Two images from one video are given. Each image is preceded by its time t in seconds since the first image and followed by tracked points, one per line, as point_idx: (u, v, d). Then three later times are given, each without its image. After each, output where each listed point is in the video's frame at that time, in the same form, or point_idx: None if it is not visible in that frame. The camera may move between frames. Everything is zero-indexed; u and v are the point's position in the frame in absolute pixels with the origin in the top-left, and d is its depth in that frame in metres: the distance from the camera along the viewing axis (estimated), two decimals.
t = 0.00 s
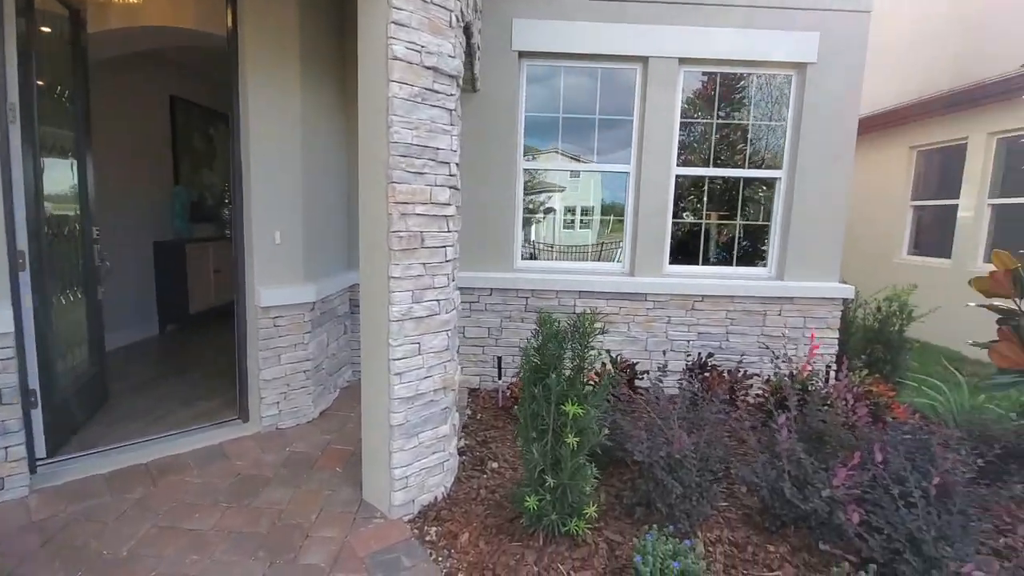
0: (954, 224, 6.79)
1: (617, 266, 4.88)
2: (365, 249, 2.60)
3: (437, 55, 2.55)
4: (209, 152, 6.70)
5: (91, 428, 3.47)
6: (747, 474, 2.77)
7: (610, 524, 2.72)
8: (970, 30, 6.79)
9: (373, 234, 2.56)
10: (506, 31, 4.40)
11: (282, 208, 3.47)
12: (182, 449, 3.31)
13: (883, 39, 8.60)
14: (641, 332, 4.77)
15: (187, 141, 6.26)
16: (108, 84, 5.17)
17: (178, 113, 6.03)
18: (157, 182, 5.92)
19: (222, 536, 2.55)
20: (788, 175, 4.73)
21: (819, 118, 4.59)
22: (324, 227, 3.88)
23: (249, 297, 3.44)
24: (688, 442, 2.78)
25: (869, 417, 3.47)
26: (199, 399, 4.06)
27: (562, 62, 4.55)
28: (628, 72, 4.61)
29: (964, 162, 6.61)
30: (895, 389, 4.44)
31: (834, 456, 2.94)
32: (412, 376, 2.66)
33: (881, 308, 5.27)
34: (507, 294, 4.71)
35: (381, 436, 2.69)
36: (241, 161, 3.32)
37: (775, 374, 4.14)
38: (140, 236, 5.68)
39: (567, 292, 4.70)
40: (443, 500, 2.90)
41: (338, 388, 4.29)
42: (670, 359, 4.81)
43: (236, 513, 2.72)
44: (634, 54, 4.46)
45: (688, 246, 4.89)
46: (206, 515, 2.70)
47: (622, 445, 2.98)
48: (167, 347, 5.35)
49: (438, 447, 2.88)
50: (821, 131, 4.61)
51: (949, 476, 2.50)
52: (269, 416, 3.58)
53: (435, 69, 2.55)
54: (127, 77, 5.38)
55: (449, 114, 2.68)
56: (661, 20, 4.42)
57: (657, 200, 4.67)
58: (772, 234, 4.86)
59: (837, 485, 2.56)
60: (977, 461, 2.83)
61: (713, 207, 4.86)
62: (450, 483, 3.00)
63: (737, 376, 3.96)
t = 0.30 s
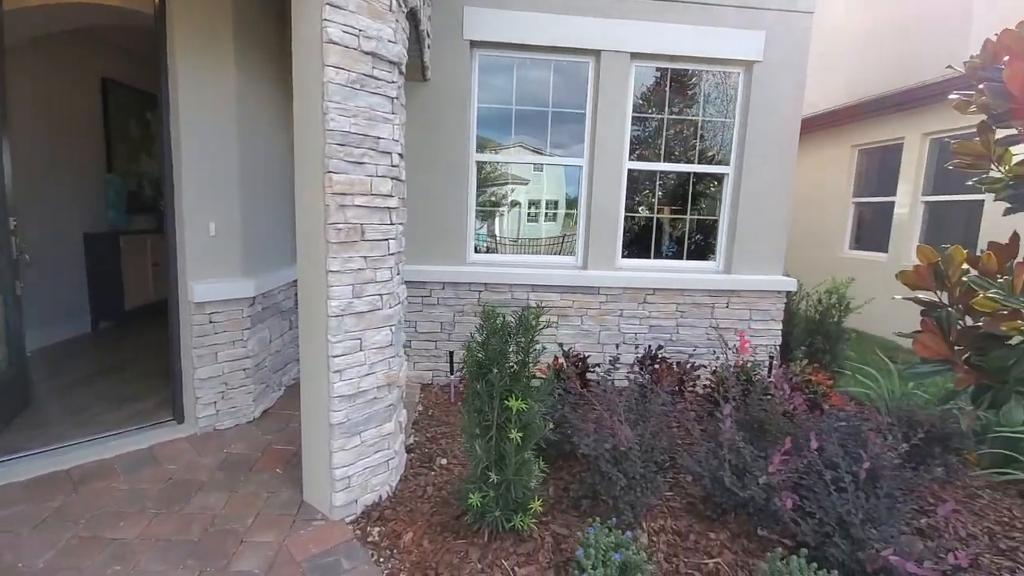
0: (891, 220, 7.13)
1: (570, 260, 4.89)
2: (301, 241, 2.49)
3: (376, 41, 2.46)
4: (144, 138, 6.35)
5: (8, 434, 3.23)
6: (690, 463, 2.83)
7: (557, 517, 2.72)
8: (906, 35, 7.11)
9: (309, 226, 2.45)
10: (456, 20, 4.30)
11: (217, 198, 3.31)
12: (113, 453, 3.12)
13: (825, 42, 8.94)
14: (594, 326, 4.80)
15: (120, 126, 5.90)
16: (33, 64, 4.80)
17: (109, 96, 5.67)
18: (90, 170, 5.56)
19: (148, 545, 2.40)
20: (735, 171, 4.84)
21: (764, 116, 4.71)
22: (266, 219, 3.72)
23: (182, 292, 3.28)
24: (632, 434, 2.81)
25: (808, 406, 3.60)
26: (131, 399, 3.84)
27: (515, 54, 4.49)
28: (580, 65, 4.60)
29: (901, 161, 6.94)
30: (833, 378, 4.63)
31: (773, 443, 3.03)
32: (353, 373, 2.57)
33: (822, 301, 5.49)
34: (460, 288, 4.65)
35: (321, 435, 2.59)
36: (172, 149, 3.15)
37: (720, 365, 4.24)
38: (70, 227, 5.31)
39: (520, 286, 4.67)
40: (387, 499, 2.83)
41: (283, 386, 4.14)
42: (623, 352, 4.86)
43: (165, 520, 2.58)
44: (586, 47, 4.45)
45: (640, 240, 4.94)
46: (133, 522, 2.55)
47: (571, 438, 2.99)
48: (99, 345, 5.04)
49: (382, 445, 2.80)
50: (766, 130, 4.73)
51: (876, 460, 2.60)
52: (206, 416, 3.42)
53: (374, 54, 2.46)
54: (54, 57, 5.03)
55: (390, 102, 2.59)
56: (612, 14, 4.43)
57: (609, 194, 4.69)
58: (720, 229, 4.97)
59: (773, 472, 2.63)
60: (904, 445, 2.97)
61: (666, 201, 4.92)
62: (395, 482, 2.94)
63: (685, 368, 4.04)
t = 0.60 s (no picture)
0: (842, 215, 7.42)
1: (532, 253, 4.89)
2: (249, 233, 2.40)
3: (325, 26, 2.38)
4: (86, 124, 6.01)
5: None
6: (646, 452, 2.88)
7: (516, 509, 2.72)
8: (856, 37, 7.36)
9: (256, 216, 2.36)
10: (416, 8, 4.22)
11: (162, 190, 3.17)
12: (62, 452, 2.99)
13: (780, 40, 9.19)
14: (556, 318, 4.82)
15: (61, 111, 5.56)
16: None
17: (49, 80, 5.32)
18: (28, 158, 5.22)
19: (87, 551, 2.29)
20: (693, 165, 4.93)
21: (720, 112, 4.81)
22: (217, 210, 3.57)
23: (125, 287, 3.13)
24: (591, 425, 2.84)
25: (760, 394, 3.72)
26: (72, 399, 3.65)
27: (475, 44, 4.44)
28: (541, 58, 4.58)
29: (851, 158, 7.21)
30: (785, 367, 4.79)
31: (727, 431, 3.12)
32: (306, 369, 2.50)
33: (775, 292, 5.67)
34: (421, 282, 4.59)
35: (272, 433, 2.52)
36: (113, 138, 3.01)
37: (678, 355, 4.33)
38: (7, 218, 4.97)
39: (481, 280, 4.65)
40: (343, 497, 2.78)
41: (235, 384, 4.00)
42: (585, 343, 4.91)
43: (106, 525, 2.46)
44: (546, 39, 4.43)
45: (602, 233, 4.98)
46: (71, 528, 2.42)
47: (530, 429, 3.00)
48: (38, 343, 4.77)
49: (338, 442, 2.75)
50: (722, 126, 4.83)
51: (822, 446, 2.70)
52: (152, 415, 3.28)
53: (323, 40, 2.38)
54: None
55: (341, 90, 2.52)
56: (574, 7, 4.43)
57: (570, 187, 4.70)
58: (679, 222, 5.06)
59: (725, 459, 2.70)
60: (848, 430, 3.10)
61: (627, 195, 4.97)
62: (351, 479, 2.88)
63: (645, 359, 4.11)
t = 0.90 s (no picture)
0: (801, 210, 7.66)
1: (501, 246, 4.88)
2: (204, 227, 2.32)
3: (282, 13, 2.30)
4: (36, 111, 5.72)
5: None
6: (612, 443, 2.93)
7: (483, 503, 2.73)
8: (815, 36, 7.58)
9: (211, 210, 2.28)
10: None
11: (113, 182, 3.03)
12: (28, 451, 2.91)
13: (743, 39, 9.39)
14: (525, 312, 4.84)
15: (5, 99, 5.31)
16: None
17: None
18: None
19: (36, 558, 2.19)
20: (659, 160, 5.00)
21: (684, 107, 4.88)
22: (171, 205, 3.44)
23: (73, 283, 2.99)
24: (557, 418, 2.87)
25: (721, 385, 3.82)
26: (18, 401, 3.47)
27: (441, 35, 4.38)
28: (509, 51, 4.55)
29: (810, 154, 7.43)
30: (747, 357, 4.93)
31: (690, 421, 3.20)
32: (266, 366, 2.44)
33: (738, 285, 5.81)
34: (389, 276, 4.53)
35: (231, 432, 2.46)
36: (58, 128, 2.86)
37: (644, 347, 4.41)
38: None
39: (449, 274, 4.62)
40: (307, 496, 2.73)
41: (194, 382, 3.88)
42: (553, 337, 4.94)
43: (56, 531, 2.36)
44: (514, 32, 4.41)
45: (570, 227, 5.01)
46: (17, 535, 2.31)
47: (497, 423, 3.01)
48: None
49: (301, 440, 2.69)
50: (687, 121, 4.91)
51: (780, 434, 2.79)
52: (105, 416, 3.15)
53: (280, 28, 2.31)
54: None
55: (300, 80, 2.45)
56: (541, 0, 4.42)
57: (539, 180, 4.71)
58: (646, 216, 5.12)
59: (688, 449, 2.76)
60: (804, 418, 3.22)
61: (595, 189, 5.01)
62: (315, 477, 2.83)
63: (612, 352, 4.16)
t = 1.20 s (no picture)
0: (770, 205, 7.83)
1: (475, 241, 4.87)
2: (165, 223, 2.25)
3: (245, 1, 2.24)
4: None
5: None
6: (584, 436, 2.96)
7: (457, 498, 2.73)
8: (781, 34, 7.74)
9: (172, 205, 2.22)
10: None
11: (68, 176, 2.92)
12: None
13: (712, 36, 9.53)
14: (499, 306, 4.84)
15: None
16: None
17: None
18: None
19: None
20: (631, 156, 5.04)
21: (656, 103, 4.93)
22: (131, 200, 3.33)
23: (26, 281, 2.87)
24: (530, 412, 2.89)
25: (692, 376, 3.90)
26: None
27: (412, 27, 4.32)
28: (481, 44, 4.52)
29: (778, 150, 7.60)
30: (717, 349, 5.04)
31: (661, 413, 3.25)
32: (233, 365, 2.39)
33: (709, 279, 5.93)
34: (361, 272, 4.48)
35: (197, 433, 2.40)
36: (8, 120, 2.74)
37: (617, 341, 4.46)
38: None
39: (423, 269, 4.58)
40: (277, 495, 2.69)
41: (158, 382, 3.77)
42: (527, 331, 4.96)
43: (13, 537, 2.27)
44: (486, 25, 4.38)
45: (544, 222, 5.03)
46: None
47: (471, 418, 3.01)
48: None
49: (270, 439, 2.65)
50: (658, 117, 4.96)
51: (746, 423, 2.87)
52: (64, 418, 3.04)
53: (244, 16, 2.24)
54: None
55: (265, 71, 2.39)
56: None
57: (513, 174, 4.71)
58: (619, 211, 5.17)
59: (658, 439, 2.82)
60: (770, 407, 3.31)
61: (569, 184, 5.04)
62: (286, 477, 2.79)
63: (585, 346, 4.20)
